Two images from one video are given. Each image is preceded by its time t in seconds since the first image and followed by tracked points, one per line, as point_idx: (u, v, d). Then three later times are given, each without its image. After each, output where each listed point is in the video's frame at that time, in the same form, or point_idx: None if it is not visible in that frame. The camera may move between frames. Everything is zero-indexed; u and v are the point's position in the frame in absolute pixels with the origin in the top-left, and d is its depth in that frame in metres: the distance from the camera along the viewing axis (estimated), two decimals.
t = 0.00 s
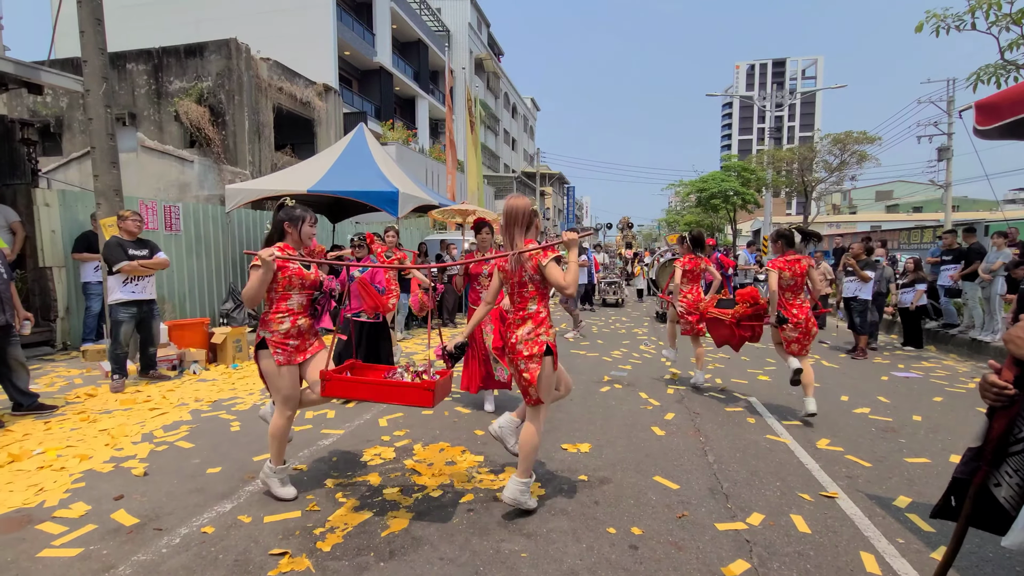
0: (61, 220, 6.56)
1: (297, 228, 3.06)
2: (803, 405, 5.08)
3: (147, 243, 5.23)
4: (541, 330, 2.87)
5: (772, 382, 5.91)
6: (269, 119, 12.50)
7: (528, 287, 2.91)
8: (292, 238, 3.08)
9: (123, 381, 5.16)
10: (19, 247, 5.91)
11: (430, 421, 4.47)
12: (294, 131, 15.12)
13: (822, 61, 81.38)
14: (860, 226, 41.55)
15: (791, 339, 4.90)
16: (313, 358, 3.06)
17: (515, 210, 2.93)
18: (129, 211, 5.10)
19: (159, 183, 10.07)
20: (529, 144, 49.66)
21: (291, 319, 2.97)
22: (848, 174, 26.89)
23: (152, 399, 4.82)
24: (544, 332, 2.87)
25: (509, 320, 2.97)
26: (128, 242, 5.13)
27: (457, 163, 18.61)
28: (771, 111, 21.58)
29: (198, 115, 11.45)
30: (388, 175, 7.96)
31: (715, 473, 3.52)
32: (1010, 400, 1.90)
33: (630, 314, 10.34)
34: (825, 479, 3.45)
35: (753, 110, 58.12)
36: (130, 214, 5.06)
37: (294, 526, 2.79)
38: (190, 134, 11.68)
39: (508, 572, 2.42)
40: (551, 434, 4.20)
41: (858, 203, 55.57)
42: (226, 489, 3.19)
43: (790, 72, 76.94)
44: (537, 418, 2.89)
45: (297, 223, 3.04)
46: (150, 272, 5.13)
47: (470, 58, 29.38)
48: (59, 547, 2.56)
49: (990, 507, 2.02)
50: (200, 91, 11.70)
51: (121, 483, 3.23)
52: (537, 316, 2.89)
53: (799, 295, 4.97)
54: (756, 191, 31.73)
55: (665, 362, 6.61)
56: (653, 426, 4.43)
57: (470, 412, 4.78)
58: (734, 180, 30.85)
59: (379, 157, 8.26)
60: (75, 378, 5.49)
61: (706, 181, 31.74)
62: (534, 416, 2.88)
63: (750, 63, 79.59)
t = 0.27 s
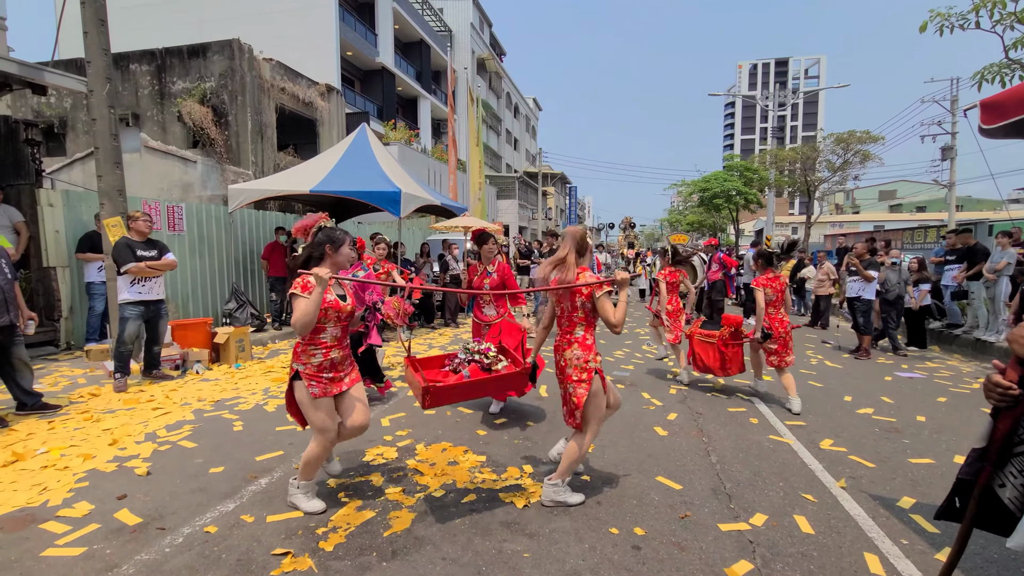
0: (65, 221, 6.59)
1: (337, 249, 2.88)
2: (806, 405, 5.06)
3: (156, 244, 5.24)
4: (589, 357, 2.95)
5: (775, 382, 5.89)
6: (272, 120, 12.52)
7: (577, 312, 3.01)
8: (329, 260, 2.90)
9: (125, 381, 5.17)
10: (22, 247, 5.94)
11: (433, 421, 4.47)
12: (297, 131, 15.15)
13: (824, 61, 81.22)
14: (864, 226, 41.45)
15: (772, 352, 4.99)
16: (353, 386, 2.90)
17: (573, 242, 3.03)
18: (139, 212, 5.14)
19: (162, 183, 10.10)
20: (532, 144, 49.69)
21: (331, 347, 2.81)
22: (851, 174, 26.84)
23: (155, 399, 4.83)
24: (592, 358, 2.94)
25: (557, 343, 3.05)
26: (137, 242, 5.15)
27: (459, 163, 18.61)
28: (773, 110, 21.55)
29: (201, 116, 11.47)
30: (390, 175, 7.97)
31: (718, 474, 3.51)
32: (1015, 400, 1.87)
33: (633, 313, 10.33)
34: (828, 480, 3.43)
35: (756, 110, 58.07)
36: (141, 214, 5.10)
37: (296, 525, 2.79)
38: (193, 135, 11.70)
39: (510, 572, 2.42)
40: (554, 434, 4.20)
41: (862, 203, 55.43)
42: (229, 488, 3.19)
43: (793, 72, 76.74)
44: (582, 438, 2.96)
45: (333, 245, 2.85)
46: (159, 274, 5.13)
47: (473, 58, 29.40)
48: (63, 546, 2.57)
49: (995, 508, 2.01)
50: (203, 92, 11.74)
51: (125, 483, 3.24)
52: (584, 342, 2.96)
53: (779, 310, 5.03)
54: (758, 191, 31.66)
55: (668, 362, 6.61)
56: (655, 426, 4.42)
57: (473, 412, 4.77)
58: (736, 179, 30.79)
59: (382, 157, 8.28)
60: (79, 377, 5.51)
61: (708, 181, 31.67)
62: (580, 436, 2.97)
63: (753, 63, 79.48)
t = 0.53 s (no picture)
0: (69, 221, 6.64)
1: (399, 246, 2.69)
2: (809, 405, 5.05)
3: (160, 244, 5.24)
4: (644, 346, 3.09)
5: (778, 383, 5.87)
6: (275, 120, 12.55)
7: (632, 307, 3.09)
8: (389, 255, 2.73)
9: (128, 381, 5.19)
10: (27, 247, 5.97)
11: (435, 421, 4.48)
12: (300, 131, 15.18)
13: (827, 60, 81.02)
14: (867, 226, 41.35)
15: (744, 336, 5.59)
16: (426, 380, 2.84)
17: (617, 239, 3.03)
18: (143, 212, 5.14)
19: (165, 183, 10.13)
20: (534, 144, 49.70)
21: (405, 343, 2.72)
22: (854, 173, 26.78)
23: (158, 398, 4.85)
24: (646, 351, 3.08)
25: (613, 334, 3.17)
26: (141, 242, 5.16)
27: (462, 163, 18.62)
28: (776, 110, 21.50)
29: (204, 116, 11.50)
30: (392, 175, 7.98)
31: (721, 474, 3.51)
32: (1020, 401, 1.86)
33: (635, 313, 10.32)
34: (831, 480, 3.42)
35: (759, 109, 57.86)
36: (145, 214, 5.10)
37: (298, 525, 2.80)
38: (196, 135, 11.74)
39: (512, 572, 2.42)
40: (556, 434, 4.20)
41: (865, 203, 55.26)
42: (232, 488, 3.20)
43: (796, 71, 76.55)
44: (627, 425, 3.08)
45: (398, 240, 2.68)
46: (162, 272, 5.14)
47: (475, 58, 29.42)
48: (66, 545, 2.58)
49: (999, 509, 2.01)
50: (206, 93, 11.78)
51: (128, 482, 3.25)
52: (642, 333, 3.09)
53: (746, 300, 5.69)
54: (761, 191, 31.59)
55: (670, 362, 6.60)
56: (657, 426, 4.42)
57: (475, 411, 4.77)
58: (739, 179, 30.73)
59: (384, 158, 8.28)
60: (83, 377, 5.53)
61: (711, 181, 31.62)
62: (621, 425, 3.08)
63: (755, 62, 79.31)
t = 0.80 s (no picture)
0: (72, 221, 6.65)
1: (457, 231, 2.83)
2: (812, 405, 5.04)
3: (158, 243, 5.26)
4: (681, 326, 3.72)
5: (780, 383, 5.86)
6: (277, 120, 12.58)
7: (664, 288, 3.72)
8: (447, 242, 2.88)
9: (132, 380, 5.21)
10: (31, 247, 5.99)
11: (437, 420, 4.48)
12: (303, 132, 15.20)
13: (831, 59, 80.74)
14: (870, 225, 41.21)
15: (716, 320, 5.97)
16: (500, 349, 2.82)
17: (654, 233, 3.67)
18: (142, 212, 5.14)
19: (169, 184, 10.16)
20: (536, 144, 49.67)
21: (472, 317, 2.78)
22: (858, 173, 26.68)
23: (162, 397, 4.87)
24: (683, 327, 3.71)
25: (649, 315, 3.73)
26: (140, 242, 5.17)
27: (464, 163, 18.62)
28: (779, 109, 21.43)
29: (207, 116, 11.54)
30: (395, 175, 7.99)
31: (723, 474, 3.50)
32: None
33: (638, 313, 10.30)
34: (834, 481, 3.41)
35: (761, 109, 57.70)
36: (144, 214, 5.09)
37: (301, 524, 2.80)
38: (199, 135, 11.77)
39: (513, 572, 2.42)
40: (557, 434, 4.20)
41: (869, 203, 55.04)
42: (234, 487, 3.21)
43: (799, 70, 76.34)
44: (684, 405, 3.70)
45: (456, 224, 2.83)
46: (162, 272, 5.16)
47: (477, 58, 29.42)
48: (70, 544, 2.59)
49: (1004, 510, 2.00)
50: (209, 93, 11.81)
51: (130, 481, 3.26)
52: (676, 313, 3.70)
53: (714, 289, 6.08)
54: (764, 190, 31.49)
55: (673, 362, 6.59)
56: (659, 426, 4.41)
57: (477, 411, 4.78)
58: (742, 179, 30.64)
59: (386, 158, 8.29)
60: (86, 376, 5.56)
61: (713, 180, 31.55)
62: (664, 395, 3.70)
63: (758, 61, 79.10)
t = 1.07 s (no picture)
0: (75, 221, 6.65)
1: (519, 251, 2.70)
2: (814, 405, 5.02)
3: (158, 243, 5.27)
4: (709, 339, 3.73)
5: (783, 383, 5.84)
6: (279, 120, 12.60)
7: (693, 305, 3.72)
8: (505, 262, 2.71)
9: (134, 380, 5.22)
10: (34, 247, 6.01)
11: (439, 420, 4.48)
12: (305, 132, 15.23)
13: (834, 58, 80.54)
14: (873, 225, 41.11)
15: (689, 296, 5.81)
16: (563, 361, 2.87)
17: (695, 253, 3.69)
18: (142, 212, 5.14)
19: (171, 184, 10.18)
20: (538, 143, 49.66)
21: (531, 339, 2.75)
22: (861, 172, 26.61)
23: (164, 397, 4.88)
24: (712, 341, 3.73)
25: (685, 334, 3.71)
26: (139, 242, 5.18)
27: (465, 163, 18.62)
28: (782, 108, 21.38)
29: (210, 117, 11.57)
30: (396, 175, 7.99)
31: (725, 474, 3.49)
32: None
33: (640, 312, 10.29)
34: (837, 481, 3.40)
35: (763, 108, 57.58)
36: (144, 214, 5.10)
37: (302, 524, 2.80)
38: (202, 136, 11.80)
39: (515, 572, 2.42)
40: (559, 434, 4.19)
41: (872, 203, 54.89)
42: (236, 487, 3.21)
43: (802, 70, 76.13)
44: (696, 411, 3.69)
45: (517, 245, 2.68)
46: (162, 272, 5.17)
47: (479, 57, 29.43)
48: (72, 543, 2.59)
49: (1009, 511, 1.99)
50: (211, 93, 11.83)
51: (133, 480, 3.26)
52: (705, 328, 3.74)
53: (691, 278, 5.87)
54: (766, 190, 31.42)
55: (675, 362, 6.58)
56: (661, 426, 4.40)
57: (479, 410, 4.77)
58: (744, 178, 30.57)
59: (387, 157, 8.29)
60: (89, 376, 5.57)
61: (715, 180, 31.50)
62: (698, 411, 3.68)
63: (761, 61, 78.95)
